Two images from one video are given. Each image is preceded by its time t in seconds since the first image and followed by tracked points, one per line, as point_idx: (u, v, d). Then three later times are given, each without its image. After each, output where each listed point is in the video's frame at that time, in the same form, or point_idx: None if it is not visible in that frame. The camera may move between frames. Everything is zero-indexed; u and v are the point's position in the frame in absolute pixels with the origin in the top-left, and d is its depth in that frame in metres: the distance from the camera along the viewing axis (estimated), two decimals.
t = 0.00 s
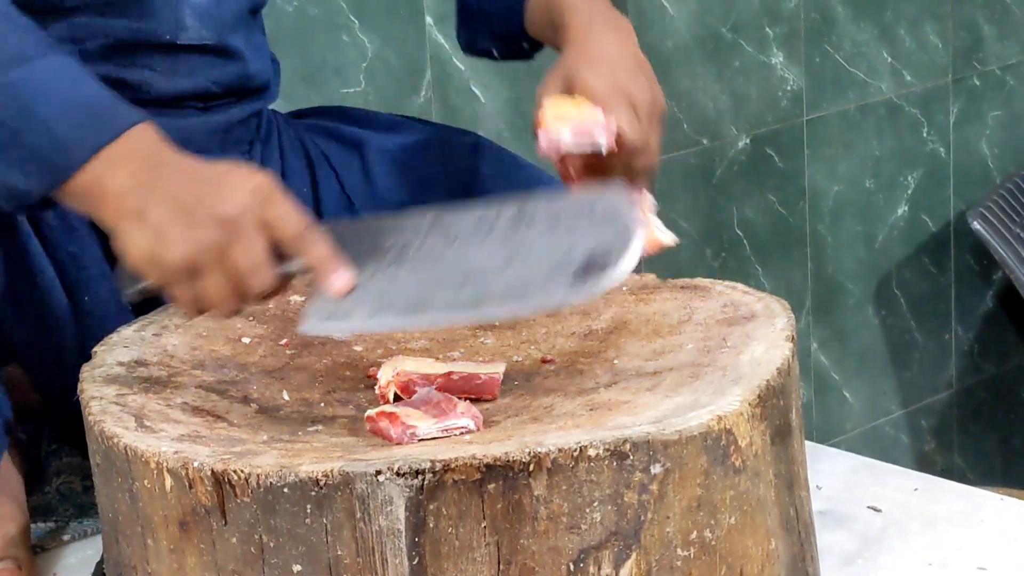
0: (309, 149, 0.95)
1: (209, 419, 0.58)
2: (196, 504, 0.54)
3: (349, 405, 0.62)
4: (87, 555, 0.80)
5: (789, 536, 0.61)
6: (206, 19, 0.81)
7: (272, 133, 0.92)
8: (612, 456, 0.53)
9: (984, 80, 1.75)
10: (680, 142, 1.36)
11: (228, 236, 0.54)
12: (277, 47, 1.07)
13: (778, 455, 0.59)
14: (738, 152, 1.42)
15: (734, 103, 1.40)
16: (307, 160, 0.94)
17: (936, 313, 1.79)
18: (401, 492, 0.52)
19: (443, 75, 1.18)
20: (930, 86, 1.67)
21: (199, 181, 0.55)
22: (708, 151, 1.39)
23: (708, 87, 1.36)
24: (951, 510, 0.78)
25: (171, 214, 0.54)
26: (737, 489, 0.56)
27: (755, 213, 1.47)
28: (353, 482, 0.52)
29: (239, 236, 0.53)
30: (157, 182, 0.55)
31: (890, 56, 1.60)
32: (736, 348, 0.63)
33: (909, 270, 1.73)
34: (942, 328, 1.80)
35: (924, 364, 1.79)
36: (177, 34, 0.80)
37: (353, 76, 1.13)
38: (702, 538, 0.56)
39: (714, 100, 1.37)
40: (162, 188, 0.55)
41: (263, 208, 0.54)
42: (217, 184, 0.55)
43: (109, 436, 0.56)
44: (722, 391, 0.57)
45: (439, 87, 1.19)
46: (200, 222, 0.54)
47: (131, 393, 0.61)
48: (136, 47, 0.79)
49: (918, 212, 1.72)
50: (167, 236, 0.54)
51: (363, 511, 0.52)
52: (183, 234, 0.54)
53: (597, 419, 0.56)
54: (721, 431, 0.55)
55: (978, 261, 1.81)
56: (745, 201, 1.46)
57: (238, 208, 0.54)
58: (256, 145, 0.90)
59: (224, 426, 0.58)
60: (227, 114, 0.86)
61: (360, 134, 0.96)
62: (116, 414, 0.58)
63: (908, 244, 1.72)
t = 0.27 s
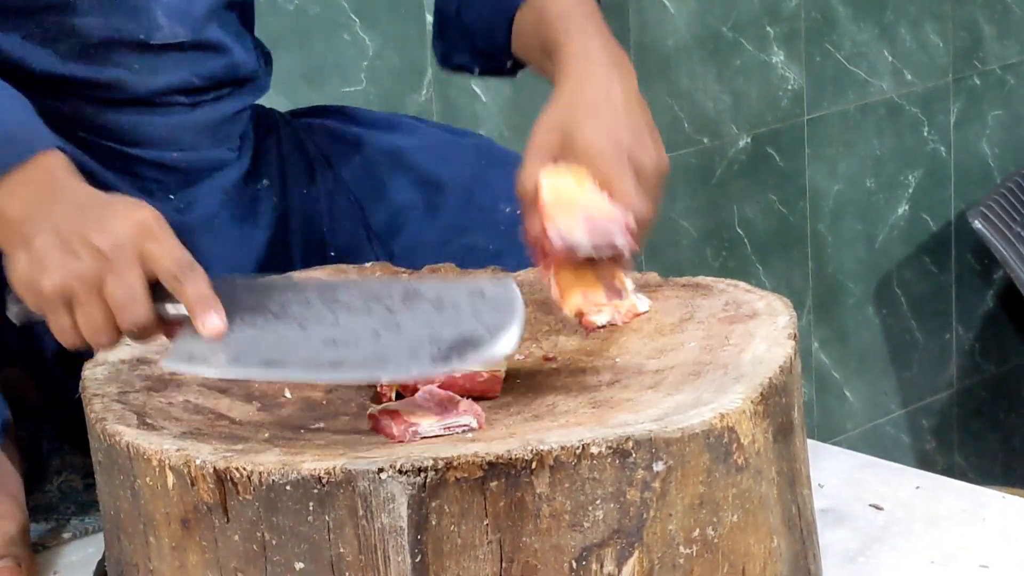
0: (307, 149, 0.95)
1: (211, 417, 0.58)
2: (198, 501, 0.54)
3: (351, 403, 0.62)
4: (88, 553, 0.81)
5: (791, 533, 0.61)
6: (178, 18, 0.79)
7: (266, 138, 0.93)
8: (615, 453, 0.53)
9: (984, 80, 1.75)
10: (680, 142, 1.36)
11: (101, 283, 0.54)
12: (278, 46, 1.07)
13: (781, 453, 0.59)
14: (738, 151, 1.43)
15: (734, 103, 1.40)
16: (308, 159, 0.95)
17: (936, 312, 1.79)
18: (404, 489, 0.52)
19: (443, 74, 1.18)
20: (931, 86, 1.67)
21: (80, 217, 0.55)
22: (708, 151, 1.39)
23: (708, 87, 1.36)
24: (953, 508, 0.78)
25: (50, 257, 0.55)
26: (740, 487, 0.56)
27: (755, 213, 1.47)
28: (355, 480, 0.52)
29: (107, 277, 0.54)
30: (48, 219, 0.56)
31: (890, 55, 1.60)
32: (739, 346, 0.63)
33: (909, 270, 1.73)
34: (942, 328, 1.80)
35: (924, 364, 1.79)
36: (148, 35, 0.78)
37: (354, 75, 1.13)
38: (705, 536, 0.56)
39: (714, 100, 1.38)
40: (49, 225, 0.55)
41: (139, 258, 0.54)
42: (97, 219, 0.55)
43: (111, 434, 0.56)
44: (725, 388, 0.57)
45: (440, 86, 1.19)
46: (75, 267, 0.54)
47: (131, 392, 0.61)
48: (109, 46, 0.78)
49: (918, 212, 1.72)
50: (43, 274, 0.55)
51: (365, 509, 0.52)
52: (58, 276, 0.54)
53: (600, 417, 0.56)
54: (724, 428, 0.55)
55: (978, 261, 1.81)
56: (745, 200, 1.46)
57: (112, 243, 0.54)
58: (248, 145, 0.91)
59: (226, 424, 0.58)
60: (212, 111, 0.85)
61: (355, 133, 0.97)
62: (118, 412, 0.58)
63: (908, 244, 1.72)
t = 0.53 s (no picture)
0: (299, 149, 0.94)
1: (213, 416, 0.58)
2: (200, 501, 0.54)
3: (354, 402, 0.62)
4: (89, 552, 0.81)
5: (793, 533, 0.61)
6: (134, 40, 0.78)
7: (260, 139, 0.93)
8: (617, 452, 0.53)
9: (986, 78, 1.75)
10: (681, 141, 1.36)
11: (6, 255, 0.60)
12: (280, 45, 1.07)
13: (783, 452, 0.59)
14: (739, 150, 1.43)
15: (735, 101, 1.40)
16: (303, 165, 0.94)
17: (937, 311, 1.79)
18: (405, 488, 0.52)
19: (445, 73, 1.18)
20: (932, 85, 1.67)
21: None
22: (709, 149, 1.39)
23: (710, 85, 1.36)
24: (956, 507, 0.78)
25: None
26: (742, 486, 0.56)
27: (755, 212, 1.47)
28: (357, 479, 0.52)
29: (24, 240, 0.60)
30: None
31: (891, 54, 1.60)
32: (740, 345, 0.63)
33: (911, 269, 1.73)
34: (943, 327, 1.80)
35: (925, 363, 1.79)
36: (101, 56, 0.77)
37: (356, 73, 1.12)
38: (707, 535, 0.56)
39: (715, 98, 1.37)
40: None
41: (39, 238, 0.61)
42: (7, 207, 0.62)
43: (113, 433, 0.56)
44: (728, 387, 0.57)
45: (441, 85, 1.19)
46: None
47: (130, 391, 0.61)
48: (62, 60, 0.77)
49: (919, 210, 1.72)
50: None
51: (367, 508, 0.52)
52: None
53: (601, 415, 0.56)
54: (726, 427, 0.55)
55: (979, 259, 1.81)
56: (746, 199, 1.46)
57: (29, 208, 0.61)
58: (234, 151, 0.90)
59: (227, 423, 0.57)
60: (184, 126, 0.83)
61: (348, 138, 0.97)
62: (119, 411, 0.58)
63: (909, 242, 1.72)
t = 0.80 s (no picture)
0: (297, 149, 0.95)
1: (215, 412, 0.58)
2: (202, 497, 0.54)
3: (356, 398, 0.63)
4: (92, 548, 0.82)
5: (795, 528, 0.61)
6: (124, 61, 0.76)
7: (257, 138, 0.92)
8: (620, 448, 0.53)
9: (987, 75, 1.75)
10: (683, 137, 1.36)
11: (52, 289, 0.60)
12: (281, 42, 1.07)
13: (785, 448, 0.59)
14: (740, 147, 1.43)
15: (736, 98, 1.40)
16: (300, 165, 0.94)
17: (937, 308, 1.79)
18: (408, 484, 0.52)
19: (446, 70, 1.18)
20: (933, 82, 1.67)
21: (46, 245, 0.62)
22: (709, 146, 1.39)
23: (711, 82, 1.36)
24: (958, 503, 0.78)
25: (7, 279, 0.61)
26: (744, 482, 0.56)
27: (757, 209, 1.47)
28: (359, 475, 0.52)
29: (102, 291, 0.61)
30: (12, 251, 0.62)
31: (892, 51, 1.60)
32: (742, 341, 0.62)
33: (912, 266, 1.73)
34: (944, 324, 1.80)
35: (926, 360, 1.79)
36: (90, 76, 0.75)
37: (357, 70, 1.12)
38: (709, 531, 0.56)
39: (716, 95, 1.37)
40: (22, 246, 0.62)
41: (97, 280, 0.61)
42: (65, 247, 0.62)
43: (115, 428, 0.56)
44: (730, 383, 0.57)
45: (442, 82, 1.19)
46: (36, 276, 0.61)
47: (131, 388, 0.61)
48: (55, 82, 0.76)
49: (920, 208, 1.72)
50: (44, 282, 0.60)
51: (370, 504, 0.52)
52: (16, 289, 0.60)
53: (604, 411, 0.56)
54: (728, 423, 0.54)
55: (980, 257, 1.81)
56: (748, 196, 1.46)
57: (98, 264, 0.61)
58: (233, 152, 0.89)
59: (229, 419, 0.57)
60: (174, 135, 0.82)
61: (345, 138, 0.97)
62: (121, 408, 0.58)
63: (910, 240, 1.72)
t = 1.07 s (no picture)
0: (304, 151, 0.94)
1: (220, 409, 0.58)
2: (207, 493, 0.54)
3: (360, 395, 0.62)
4: (96, 544, 0.81)
5: (799, 525, 0.61)
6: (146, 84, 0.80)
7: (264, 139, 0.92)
8: (624, 445, 0.53)
9: (990, 72, 1.75)
10: (686, 134, 1.36)
11: (309, 293, 0.53)
12: (285, 39, 1.07)
13: (789, 445, 0.59)
14: (743, 144, 1.43)
15: (739, 95, 1.40)
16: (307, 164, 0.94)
17: (940, 305, 1.79)
18: (413, 481, 0.52)
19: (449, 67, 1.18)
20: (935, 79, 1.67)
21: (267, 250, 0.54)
22: (712, 144, 1.39)
23: (714, 79, 1.36)
24: (964, 499, 0.78)
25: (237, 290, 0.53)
26: (748, 479, 0.56)
27: (760, 206, 1.48)
28: (364, 472, 0.52)
29: (292, 336, 0.52)
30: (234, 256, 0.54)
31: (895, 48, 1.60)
32: (746, 338, 0.63)
33: (915, 263, 1.73)
34: (946, 321, 1.80)
35: (928, 357, 1.79)
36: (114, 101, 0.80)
37: (361, 67, 1.12)
38: (714, 528, 0.56)
39: (719, 92, 1.37)
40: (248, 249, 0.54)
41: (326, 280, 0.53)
42: (284, 246, 0.55)
43: (120, 425, 0.57)
44: (733, 380, 0.58)
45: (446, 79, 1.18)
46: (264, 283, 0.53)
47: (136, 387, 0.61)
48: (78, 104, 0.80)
49: (923, 205, 1.72)
50: (212, 295, 0.53)
51: (375, 501, 0.52)
52: (267, 304, 0.52)
53: (608, 409, 0.56)
54: (732, 420, 0.55)
55: (982, 254, 1.81)
56: (751, 193, 1.46)
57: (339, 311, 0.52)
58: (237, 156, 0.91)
59: (235, 416, 0.58)
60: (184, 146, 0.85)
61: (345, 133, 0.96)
62: (127, 404, 0.58)
63: (912, 237, 1.72)
